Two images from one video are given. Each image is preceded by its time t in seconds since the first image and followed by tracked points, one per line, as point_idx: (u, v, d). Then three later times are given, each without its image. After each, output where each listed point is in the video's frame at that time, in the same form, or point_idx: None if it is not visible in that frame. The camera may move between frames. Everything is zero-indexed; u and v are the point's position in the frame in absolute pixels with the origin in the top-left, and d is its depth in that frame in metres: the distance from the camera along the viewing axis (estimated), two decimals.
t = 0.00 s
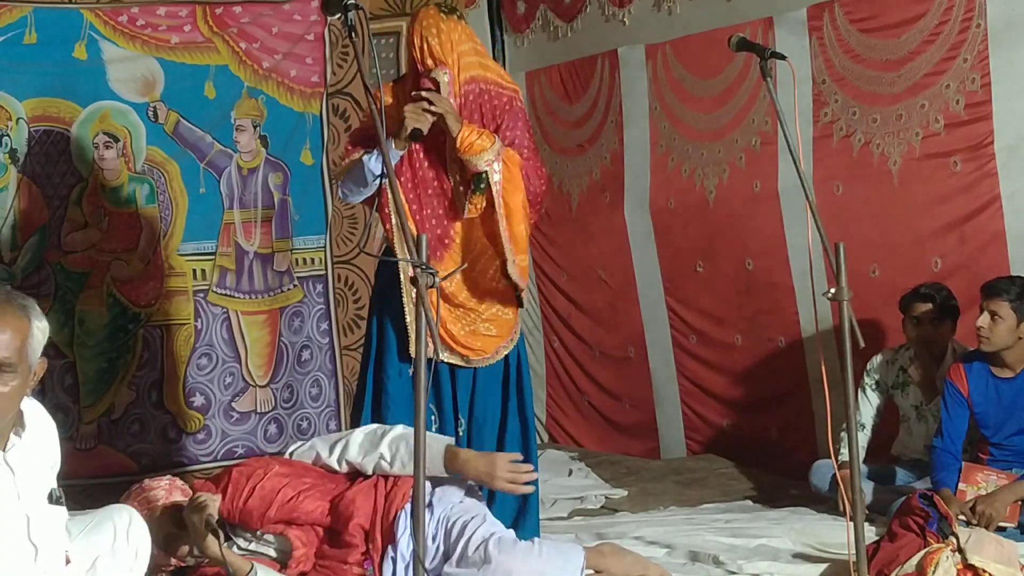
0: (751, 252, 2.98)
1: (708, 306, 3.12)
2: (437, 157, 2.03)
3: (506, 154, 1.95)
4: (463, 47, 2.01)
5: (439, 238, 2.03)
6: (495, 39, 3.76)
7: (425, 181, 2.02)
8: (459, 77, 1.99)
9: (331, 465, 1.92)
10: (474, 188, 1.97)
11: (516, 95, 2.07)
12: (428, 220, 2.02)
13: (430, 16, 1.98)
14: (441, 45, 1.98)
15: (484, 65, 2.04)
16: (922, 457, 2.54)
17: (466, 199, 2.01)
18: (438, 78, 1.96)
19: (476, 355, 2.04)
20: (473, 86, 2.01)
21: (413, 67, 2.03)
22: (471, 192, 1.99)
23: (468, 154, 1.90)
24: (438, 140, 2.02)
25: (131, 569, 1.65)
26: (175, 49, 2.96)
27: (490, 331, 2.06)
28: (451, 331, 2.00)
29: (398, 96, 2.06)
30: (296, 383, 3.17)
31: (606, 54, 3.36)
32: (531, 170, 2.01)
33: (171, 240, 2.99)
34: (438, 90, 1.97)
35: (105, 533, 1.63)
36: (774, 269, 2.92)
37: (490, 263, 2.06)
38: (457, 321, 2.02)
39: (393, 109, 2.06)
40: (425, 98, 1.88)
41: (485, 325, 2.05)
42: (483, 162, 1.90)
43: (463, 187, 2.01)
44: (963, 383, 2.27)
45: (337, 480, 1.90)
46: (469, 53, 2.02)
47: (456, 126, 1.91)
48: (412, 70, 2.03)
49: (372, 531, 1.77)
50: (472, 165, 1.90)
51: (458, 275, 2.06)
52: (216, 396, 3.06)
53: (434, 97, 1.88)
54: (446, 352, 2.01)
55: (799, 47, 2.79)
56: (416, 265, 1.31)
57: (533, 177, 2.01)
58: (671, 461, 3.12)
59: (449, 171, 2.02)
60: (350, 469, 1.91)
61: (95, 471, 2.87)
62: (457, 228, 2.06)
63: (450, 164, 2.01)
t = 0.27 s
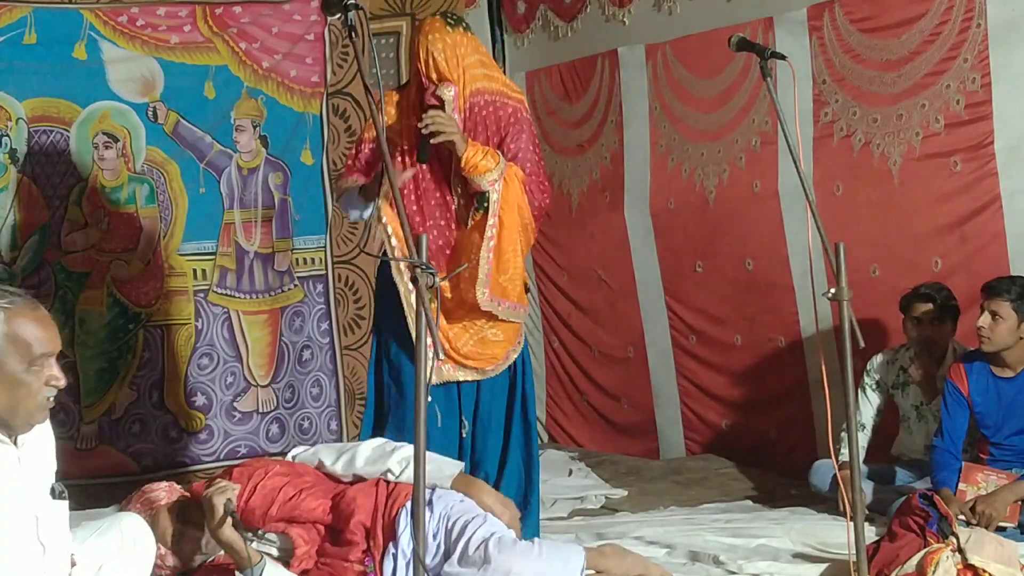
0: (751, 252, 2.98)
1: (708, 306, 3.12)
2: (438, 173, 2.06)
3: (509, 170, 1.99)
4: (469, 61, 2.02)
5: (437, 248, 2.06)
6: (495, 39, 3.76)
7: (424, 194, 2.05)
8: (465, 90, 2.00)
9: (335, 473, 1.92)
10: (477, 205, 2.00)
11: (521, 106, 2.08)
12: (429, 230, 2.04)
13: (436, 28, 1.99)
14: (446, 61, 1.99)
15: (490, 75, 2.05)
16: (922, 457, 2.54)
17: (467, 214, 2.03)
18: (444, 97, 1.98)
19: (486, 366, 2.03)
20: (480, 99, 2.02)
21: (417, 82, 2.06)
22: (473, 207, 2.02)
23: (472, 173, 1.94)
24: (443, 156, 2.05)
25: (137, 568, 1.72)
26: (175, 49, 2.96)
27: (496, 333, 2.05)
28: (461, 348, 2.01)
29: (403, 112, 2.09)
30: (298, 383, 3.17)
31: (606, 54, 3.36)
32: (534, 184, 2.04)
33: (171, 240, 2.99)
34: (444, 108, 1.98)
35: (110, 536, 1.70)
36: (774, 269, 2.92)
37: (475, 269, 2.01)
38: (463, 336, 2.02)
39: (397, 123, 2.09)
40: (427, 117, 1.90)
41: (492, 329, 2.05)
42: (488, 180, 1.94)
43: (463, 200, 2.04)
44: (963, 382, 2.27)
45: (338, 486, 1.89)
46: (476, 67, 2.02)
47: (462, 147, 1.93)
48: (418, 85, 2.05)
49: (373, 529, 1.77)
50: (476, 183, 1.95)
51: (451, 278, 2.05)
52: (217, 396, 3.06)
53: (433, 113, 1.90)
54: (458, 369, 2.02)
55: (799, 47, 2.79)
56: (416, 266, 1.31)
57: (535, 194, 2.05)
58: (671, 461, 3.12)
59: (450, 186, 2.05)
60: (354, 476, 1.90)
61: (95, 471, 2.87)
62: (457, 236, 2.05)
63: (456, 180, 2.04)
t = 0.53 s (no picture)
0: (750, 252, 2.97)
1: (708, 306, 3.11)
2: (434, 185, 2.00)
3: (503, 177, 1.94)
4: (459, 71, 1.97)
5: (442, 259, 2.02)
6: (496, 39, 3.76)
7: (424, 208, 2.00)
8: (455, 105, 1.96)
9: (328, 474, 1.92)
10: (473, 214, 1.99)
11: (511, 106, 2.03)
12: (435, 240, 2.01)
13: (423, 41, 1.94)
14: (437, 74, 1.94)
15: (478, 78, 2.00)
16: (922, 457, 2.54)
17: (465, 221, 2.01)
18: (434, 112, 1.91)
19: (487, 376, 2.03)
20: (472, 106, 1.98)
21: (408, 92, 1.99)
22: (469, 214, 2.00)
23: (468, 183, 1.89)
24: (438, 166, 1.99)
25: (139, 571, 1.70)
26: (175, 49, 2.96)
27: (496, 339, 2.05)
28: (467, 364, 2.02)
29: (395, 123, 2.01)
30: (299, 383, 3.16)
31: (607, 54, 3.36)
32: (527, 187, 2.00)
33: (171, 241, 2.99)
34: (436, 122, 1.92)
35: (112, 543, 1.70)
36: (774, 269, 2.92)
37: (479, 279, 2.00)
38: (455, 365, 2.00)
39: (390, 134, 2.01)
40: (419, 134, 1.83)
41: (496, 336, 2.05)
42: (483, 190, 1.90)
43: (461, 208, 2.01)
44: (963, 382, 2.27)
45: (336, 482, 1.90)
46: (467, 77, 1.98)
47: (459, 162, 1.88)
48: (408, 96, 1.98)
49: (372, 525, 1.77)
50: (472, 194, 1.91)
51: (455, 275, 2.02)
52: (218, 396, 3.06)
53: (424, 129, 1.83)
54: (466, 394, 2.01)
55: (799, 47, 2.79)
56: (416, 265, 1.31)
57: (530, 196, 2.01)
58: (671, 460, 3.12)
59: (446, 194, 2.00)
60: (348, 475, 1.89)
61: (95, 471, 2.88)
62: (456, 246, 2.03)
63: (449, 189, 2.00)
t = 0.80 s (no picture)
0: (750, 252, 2.97)
1: (707, 306, 3.11)
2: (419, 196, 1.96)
3: (484, 183, 1.95)
4: (435, 82, 1.95)
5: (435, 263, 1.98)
6: (496, 39, 3.76)
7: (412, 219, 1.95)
8: (430, 119, 1.95)
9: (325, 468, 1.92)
10: (456, 223, 1.97)
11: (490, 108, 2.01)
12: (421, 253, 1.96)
13: (399, 55, 1.91)
14: (411, 91, 1.93)
15: (456, 87, 1.98)
16: (922, 457, 2.54)
17: (449, 228, 1.98)
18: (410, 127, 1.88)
19: (480, 376, 2.04)
20: (451, 115, 1.96)
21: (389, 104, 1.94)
22: (452, 222, 1.98)
23: (449, 195, 1.88)
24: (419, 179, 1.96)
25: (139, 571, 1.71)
26: (175, 49, 2.96)
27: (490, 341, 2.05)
28: (464, 366, 2.02)
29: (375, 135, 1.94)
30: (300, 383, 3.16)
31: (607, 54, 3.37)
32: (509, 189, 2.01)
33: (171, 240, 2.99)
34: (412, 137, 1.89)
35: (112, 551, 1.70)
36: (774, 269, 2.92)
37: (472, 282, 2.02)
38: (456, 361, 2.01)
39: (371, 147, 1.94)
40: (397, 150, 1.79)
41: (485, 337, 2.05)
42: (463, 201, 1.89)
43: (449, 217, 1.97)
44: (963, 382, 2.27)
45: (333, 475, 1.89)
46: (444, 87, 1.95)
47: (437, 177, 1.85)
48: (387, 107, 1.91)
49: (371, 518, 1.78)
50: (454, 204, 1.89)
51: (455, 276, 2.01)
52: (217, 396, 3.06)
53: (403, 145, 1.79)
54: (461, 400, 2.00)
55: (799, 47, 2.79)
56: (416, 265, 1.31)
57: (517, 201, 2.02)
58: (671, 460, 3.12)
59: (430, 204, 1.96)
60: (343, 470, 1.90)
61: (94, 470, 2.88)
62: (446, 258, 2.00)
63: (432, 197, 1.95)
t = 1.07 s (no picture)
0: (751, 252, 2.97)
1: (707, 306, 3.11)
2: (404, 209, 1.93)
3: (470, 193, 1.90)
4: (420, 91, 1.91)
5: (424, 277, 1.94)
6: (495, 39, 3.75)
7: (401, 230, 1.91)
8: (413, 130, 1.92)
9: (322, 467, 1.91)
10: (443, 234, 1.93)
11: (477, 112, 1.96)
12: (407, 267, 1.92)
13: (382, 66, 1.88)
14: (396, 102, 1.89)
15: (439, 93, 1.93)
16: (924, 458, 2.53)
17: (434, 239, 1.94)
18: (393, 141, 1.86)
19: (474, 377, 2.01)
20: (436, 124, 1.92)
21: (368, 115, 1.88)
22: (439, 233, 1.94)
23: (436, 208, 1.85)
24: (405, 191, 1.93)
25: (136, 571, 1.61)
26: (175, 48, 2.95)
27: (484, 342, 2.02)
28: (461, 368, 1.98)
29: (358, 148, 1.91)
30: (299, 384, 3.14)
31: (607, 53, 3.36)
32: (495, 197, 1.96)
33: (170, 240, 2.98)
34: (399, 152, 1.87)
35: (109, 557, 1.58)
36: (774, 269, 2.91)
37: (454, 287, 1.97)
38: (456, 360, 1.98)
39: (354, 159, 1.91)
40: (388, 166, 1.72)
41: (479, 339, 2.01)
42: (451, 213, 1.86)
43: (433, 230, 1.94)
44: (965, 383, 2.26)
45: (331, 474, 1.89)
46: (430, 95, 1.92)
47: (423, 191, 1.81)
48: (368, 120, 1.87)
49: (369, 516, 1.77)
50: (442, 217, 1.86)
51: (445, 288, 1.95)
52: (214, 397, 3.05)
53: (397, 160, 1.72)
54: (455, 398, 1.98)
55: (801, 46, 2.78)
56: (416, 266, 1.30)
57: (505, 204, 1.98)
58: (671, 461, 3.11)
59: (416, 215, 1.93)
60: (341, 468, 1.88)
61: (90, 472, 2.87)
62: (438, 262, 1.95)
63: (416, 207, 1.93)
